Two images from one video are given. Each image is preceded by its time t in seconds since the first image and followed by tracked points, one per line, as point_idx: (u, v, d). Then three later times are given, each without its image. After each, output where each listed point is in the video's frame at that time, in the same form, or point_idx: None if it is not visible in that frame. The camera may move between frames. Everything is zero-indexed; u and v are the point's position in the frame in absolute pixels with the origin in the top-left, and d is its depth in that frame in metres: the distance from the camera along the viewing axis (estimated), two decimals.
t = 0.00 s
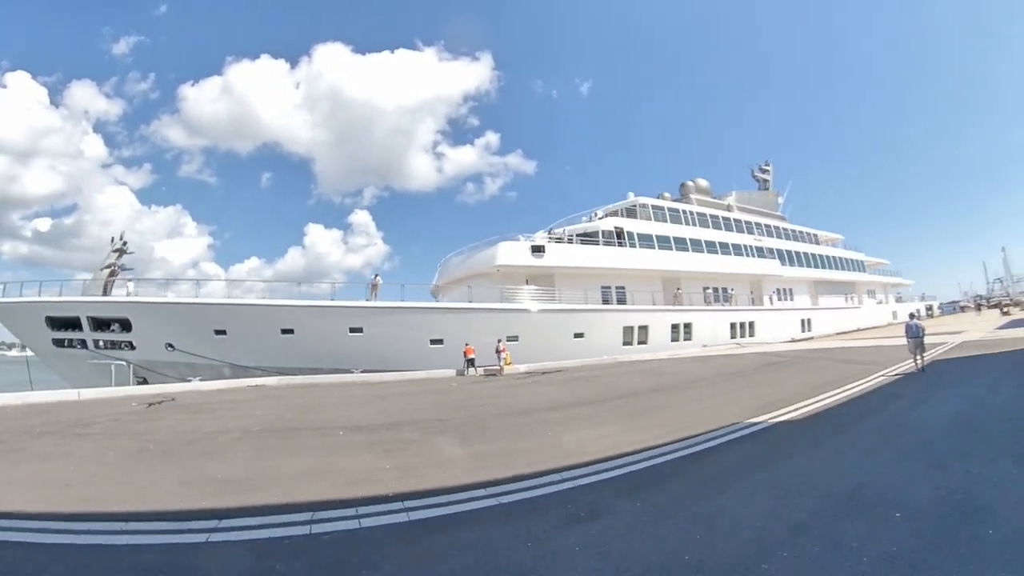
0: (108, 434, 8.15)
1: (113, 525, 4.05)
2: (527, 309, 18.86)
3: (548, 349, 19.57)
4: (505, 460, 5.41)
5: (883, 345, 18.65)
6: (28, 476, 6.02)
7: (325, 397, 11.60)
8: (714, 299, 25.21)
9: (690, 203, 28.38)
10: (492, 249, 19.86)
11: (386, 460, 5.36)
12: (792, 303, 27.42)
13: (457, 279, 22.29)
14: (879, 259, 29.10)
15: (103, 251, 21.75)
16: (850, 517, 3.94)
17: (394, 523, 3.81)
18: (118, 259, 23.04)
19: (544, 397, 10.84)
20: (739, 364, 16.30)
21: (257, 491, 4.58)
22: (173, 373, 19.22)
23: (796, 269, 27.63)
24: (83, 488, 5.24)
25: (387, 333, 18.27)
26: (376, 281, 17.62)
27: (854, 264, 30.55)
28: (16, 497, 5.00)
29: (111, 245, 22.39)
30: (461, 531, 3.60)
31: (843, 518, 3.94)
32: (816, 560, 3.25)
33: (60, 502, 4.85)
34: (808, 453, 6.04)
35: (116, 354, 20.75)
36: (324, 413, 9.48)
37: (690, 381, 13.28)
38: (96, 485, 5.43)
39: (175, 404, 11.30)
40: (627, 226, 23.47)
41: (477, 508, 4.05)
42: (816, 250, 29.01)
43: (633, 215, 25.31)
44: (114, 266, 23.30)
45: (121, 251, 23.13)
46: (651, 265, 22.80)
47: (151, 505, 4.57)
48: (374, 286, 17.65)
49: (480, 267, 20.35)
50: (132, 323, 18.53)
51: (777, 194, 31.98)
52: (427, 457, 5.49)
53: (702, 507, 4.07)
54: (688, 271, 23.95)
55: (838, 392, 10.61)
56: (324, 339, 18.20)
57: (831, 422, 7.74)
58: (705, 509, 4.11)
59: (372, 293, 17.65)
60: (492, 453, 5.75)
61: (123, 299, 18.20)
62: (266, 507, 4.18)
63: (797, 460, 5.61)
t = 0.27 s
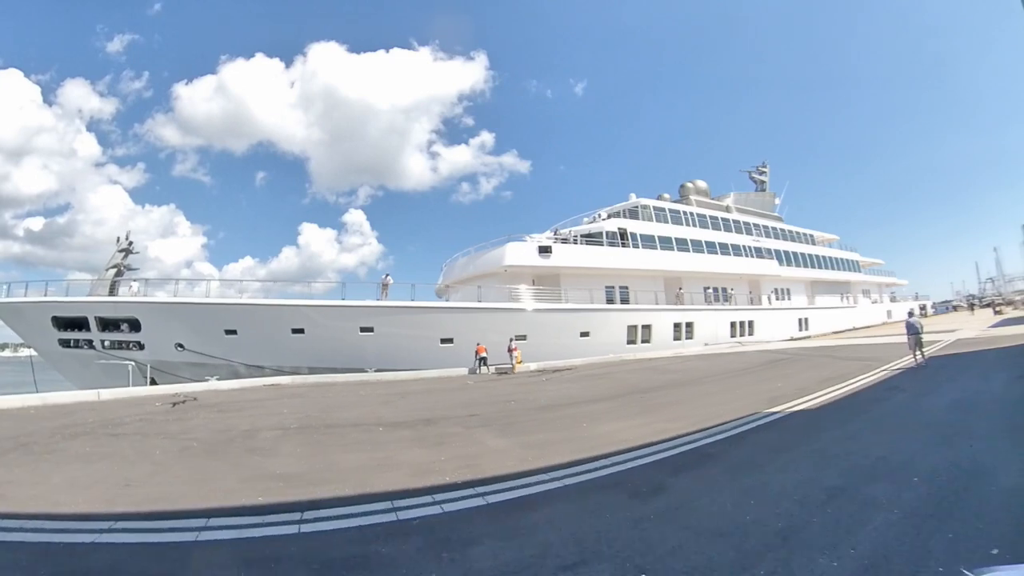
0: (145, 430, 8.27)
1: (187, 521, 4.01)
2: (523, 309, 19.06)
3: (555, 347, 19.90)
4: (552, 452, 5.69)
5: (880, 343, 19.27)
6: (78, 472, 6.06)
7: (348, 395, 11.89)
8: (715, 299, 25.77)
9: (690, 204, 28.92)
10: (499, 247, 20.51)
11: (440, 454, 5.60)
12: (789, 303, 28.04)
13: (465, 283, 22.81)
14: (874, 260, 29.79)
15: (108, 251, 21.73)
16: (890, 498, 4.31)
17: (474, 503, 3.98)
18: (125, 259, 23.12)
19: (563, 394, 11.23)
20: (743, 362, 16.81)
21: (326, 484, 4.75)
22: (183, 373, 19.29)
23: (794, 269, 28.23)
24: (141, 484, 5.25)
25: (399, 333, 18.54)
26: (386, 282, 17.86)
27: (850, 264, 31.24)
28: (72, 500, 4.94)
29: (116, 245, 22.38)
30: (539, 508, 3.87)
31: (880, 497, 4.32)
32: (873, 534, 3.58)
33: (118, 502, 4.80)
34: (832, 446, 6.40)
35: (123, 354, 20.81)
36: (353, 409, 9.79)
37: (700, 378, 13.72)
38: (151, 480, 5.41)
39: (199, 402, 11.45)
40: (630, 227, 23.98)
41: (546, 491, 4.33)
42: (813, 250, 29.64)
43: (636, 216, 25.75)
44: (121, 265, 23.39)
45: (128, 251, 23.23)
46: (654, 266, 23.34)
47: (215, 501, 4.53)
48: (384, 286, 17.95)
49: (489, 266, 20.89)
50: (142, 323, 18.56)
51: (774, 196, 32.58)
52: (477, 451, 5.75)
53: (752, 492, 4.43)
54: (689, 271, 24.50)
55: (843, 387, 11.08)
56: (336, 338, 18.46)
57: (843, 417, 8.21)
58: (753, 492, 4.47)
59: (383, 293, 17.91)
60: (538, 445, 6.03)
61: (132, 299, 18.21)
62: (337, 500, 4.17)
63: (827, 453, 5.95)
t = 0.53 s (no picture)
0: (179, 426, 8.34)
1: (258, 514, 3.95)
2: (517, 307, 19.28)
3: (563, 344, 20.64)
4: (594, 442, 5.97)
5: (878, 338, 19.83)
6: (129, 465, 6.20)
7: (370, 392, 12.20)
8: (715, 297, 26.33)
9: (690, 204, 29.45)
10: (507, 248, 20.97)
11: (487, 446, 5.82)
12: (787, 301, 28.63)
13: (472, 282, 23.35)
14: (870, 259, 30.38)
15: (115, 252, 21.74)
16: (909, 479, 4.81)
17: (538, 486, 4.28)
18: (131, 259, 23.19)
19: (580, 390, 11.62)
20: (747, 358, 17.29)
21: (386, 472, 4.93)
22: (193, 373, 19.36)
23: (791, 268, 28.80)
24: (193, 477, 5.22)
25: (410, 332, 18.83)
26: (396, 281, 18.19)
27: (846, 263, 31.91)
28: (120, 499, 4.78)
29: (122, 245, 22.39)
30: (603, 490, 4.14)
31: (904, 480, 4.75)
32: (911, 511, 3.93)
33: (174, 497, 4.72)
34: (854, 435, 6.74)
35: (131, 355, 20.85)
36: (381, 404, 10.09)
37: (708, 374, 14.15)
38: (200, 476, 5.33)
39: (220, 401, 11.54)
40: (633, 227, 24.47)
41: (599, 475, 4.67)
42: (810, 250, 30.24)
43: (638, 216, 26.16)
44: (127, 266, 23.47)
45: (134, 251, 23.27)
46: (656, 265, 23.90)
47: (282, 490, 4.63)
48: (394, 286, 18.33)
49: (497, 267, 21.39)
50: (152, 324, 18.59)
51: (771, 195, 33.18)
52: (521, 442, 6.00)
53: (784, 475, 4.88)
54: (690, 270, 25.05)
55: (848, 379, 11.52)
56: (346, 337, 18.69)
57: (853, 408, 8.67)
58: (786, 475, 4.91)
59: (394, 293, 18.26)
60: (576, 435, 6.30)
61: (142, 300, 18.22)
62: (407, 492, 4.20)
63: (850, 441, 6.29)
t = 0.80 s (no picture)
0: (213, 424, 8.43)
1: (335, 494, 4.27)
2: (514, 305, 19.82)
3: (567, 340, 21.64)
4: (626, 432, 6.36)
5: (875, 336, 20.42)
6: (183, 455, 6.48)
7: (390, 389, 12.56)
8: (715, 296, 26.92)
9: (690, 204, 30.01)
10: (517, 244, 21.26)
11: (532, 439, 6.08)
12: (784, 300, 29.21)
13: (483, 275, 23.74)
14: (866, 258, 31.00)
15: (120, 251, 21.71)
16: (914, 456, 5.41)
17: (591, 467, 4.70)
18: (134, 258, 23.12)
19: (595, 386, 12.06)
20: (750, 355, 17.79)
21: (445, 463, 5.14)
22: (201, 372, 19.43)
23: (788, 268, 29.34)
24: (252, 474, 5.30)
25: (421, 330, 19.15)
26: (407, 280, 19.05)
27: (841, 263, 32.58)
28: (179, 496, 4.78)
29: (127, 244, 22.37)
30: (650, 474, 4.52)
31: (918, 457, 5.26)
32: (930, 488, 4.34)
33: (235, 491, 4.74)
34: (871, 425, 7.12)
35: (137, 354, 20.88)
36: (406, 400, 10.43)
37: (715, 370, 14.64)
38: (259, 466, 5.64)
39: (242, 398, 11.65)
40: (635, 227, 25.03)
41: (645, 460, 5.08)
42: (807, 250, 30.86)
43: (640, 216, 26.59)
44: (131, 265, 23.48)
45: (137, 249, 23.15)
46: (658, 265, 24.59)
47: (347, 474, 4.97)
48: (403, 285, 18.85)
49: (506, 263, 21.75)
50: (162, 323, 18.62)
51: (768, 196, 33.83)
52: (562, 434, 6.28)
53: (802, 450, 5.46)
54: (690, 270, 25.64)
55: (851, 373, 12.06)
56: (355, 336, 18.94)
57: (860, 399, 9.15)
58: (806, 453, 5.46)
59: (405, 291, 19.18)
60: (607, 427, 6.69)
61: (151, 299, 18.24)
62: (474, 475, 4.43)
63: (862, 430, 6.74)
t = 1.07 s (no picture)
0: (248, 423, 8.47)
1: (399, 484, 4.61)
2: (510, 304, 20.47)
3: (571, 337, 22.25)
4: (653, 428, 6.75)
5: (871, 334, 21.00)
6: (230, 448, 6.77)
7: (408, 386, 12.91)
8: (714, 295, 27.47)
9: (689, 203, 30.54)
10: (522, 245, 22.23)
11: (579, 437, 6.34)
12: (781, 298, 29.81)
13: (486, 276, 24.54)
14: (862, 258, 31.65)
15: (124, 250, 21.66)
16: (915, 439, 6.23)
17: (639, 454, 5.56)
18: (140, 257, 23.25)
19: (608, 383, 12.47)
20: (753, 353, 18.27)
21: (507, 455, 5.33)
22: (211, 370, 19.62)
23: (785, 267, 29.93)
24: (313, 468, 5.32)
25: (428, 328, 19.79)
26: (415, 278, 19.52)
27: (837, 262, 33.25)
28: (245, 483, 5.09)
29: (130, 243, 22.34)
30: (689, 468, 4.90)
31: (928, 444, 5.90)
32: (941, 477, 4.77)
33: (307, 482, 4.79)
34: (885, 413, 7.61)
35: (144, 354, 20.96)
36: (427, 397, 10.78)
37: (719, 366, 15.13)
38: (311, 459, 5.96)
39: (263, 397, 11.70)
40: (637, 227, 25.54)
41: (683, 448, 5.89)
42: (803, 250, 31.48)
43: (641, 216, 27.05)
44: (136, 264, 23.56)
45: (142, 249, 23.28)
46: (659, 264, 25.12)
47: (401, 464, 5.30)
48: (412, 284, 19.36)
49: (511, 263, 22.59)
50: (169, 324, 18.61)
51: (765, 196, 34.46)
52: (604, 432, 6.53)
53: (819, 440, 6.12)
54: (691, 269, 26.17)
55: (851, 369, 12.58)
56: (366, 335, 19.37)
57: (863, 391, 9.64)
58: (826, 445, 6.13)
59: (413, 291, 19.36)
60: (633, 423, 7.08)
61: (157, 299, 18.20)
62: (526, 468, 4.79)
63: (871, 422, 7.18)
